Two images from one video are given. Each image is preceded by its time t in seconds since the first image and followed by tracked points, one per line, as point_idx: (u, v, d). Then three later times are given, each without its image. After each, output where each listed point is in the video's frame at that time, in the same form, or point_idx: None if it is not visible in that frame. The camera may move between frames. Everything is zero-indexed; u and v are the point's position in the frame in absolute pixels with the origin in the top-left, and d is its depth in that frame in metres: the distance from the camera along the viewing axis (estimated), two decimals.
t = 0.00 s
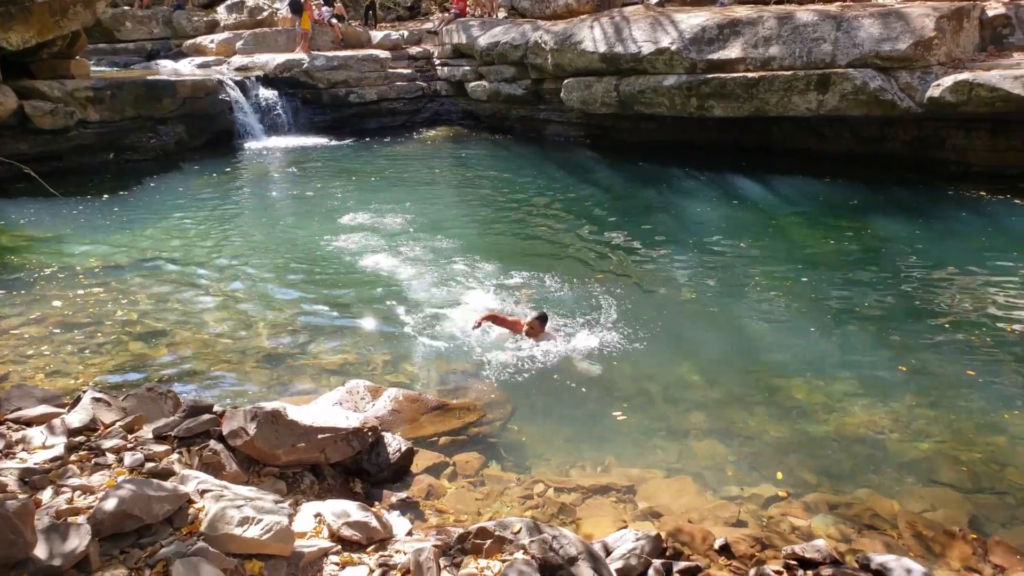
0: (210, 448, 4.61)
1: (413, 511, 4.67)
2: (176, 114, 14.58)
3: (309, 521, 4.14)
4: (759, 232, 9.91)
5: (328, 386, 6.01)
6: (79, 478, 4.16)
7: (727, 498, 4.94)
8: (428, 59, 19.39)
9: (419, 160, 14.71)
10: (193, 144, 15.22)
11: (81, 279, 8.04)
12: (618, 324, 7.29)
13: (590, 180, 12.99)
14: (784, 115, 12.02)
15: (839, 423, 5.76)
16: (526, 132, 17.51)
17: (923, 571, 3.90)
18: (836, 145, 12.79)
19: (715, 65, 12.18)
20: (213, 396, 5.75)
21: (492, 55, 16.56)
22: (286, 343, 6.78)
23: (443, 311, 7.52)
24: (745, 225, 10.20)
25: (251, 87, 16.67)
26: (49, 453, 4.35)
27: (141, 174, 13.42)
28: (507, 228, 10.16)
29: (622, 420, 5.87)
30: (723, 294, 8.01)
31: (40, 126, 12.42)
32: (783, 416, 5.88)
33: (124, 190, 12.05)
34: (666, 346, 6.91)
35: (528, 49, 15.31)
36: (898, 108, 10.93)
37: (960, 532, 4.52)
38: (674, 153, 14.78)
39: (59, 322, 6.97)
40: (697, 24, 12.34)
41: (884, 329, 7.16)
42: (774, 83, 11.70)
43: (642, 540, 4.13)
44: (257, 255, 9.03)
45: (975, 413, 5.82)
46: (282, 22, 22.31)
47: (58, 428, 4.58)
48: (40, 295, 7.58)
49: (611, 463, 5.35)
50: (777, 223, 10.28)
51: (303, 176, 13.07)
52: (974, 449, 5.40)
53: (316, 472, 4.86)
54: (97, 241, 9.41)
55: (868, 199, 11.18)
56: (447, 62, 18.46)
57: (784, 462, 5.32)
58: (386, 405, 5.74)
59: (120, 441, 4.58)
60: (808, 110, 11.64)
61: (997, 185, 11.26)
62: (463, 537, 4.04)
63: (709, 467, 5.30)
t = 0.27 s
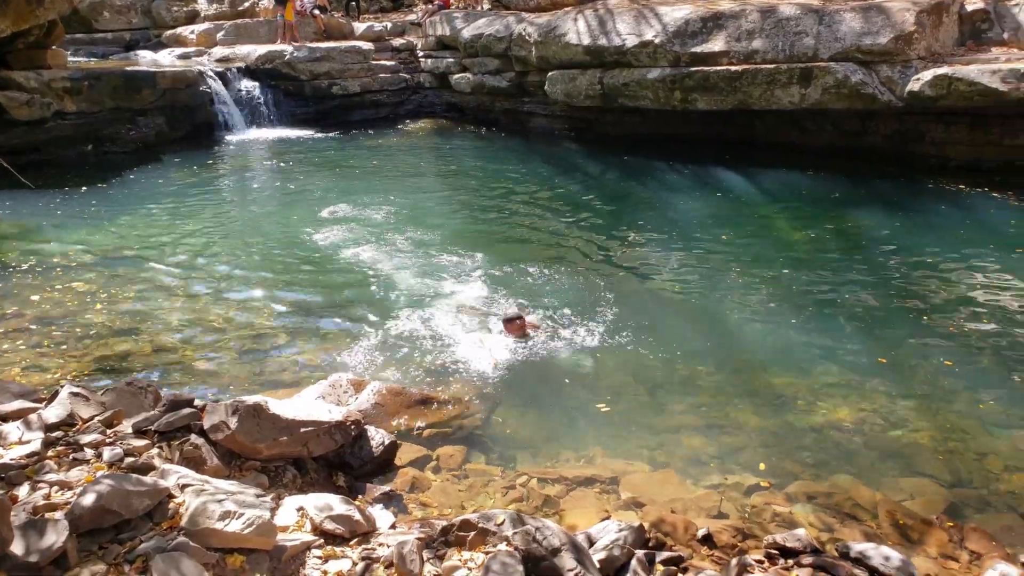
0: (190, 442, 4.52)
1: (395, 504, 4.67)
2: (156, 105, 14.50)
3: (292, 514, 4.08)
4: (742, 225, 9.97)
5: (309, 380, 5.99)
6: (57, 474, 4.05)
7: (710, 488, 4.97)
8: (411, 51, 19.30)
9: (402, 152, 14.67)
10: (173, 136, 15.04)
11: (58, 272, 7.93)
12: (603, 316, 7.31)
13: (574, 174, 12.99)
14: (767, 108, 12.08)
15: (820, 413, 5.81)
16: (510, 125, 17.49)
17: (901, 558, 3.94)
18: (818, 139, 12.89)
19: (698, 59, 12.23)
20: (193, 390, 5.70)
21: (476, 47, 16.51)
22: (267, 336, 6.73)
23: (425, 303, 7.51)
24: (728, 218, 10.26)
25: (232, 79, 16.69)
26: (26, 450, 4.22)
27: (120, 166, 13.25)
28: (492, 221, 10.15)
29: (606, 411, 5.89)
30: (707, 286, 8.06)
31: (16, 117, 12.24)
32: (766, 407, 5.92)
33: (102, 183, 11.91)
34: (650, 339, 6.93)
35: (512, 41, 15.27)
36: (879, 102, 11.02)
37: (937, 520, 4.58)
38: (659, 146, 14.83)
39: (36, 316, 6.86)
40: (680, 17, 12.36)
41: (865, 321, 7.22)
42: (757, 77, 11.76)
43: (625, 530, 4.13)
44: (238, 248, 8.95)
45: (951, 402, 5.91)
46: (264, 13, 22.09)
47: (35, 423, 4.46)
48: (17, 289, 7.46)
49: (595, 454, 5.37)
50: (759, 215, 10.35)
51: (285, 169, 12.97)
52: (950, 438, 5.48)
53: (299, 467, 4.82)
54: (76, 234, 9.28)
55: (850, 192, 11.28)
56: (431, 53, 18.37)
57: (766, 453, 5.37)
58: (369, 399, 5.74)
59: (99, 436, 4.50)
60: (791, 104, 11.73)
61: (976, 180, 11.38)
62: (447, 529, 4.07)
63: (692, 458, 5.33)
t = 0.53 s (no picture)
0: (171, 438, 4.51)
1: (379, 499, 4.66)
2: (136, 99, 14.34)
3: (274, 510, 4.07)
4: (725, 218, 10.02)
5: (291, 375, 5.96)
6: (35, 471, 4.02)
7: (692, 480, 5.00)
8: (393, 44, 19.25)
9: (385, 146, 14.63)
10: (154, 131, 14.88)
11: (36, 269, 7.84)
12: (586, 309, 7.34)
13: (558, 167, 13.00)
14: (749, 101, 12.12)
15: (800, 405, 5.87)
16: (494, 119, 17.49)
17: (879, 548, 3.99)
18: (800, 133, 12.97)
19: (680, 52, 12.28)
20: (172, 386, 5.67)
21: (458, 40, 16.49)
22: (246, 332, 6.70)
23: (407, 297, 7.52)
24: (711, 211, 10.31)
25: (212, 72, 16.59)
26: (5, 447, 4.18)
27: (99, 161, 13.11)
28: (475, 215, 10.14)
29: (588, 403, 5.92)
30: (689, 279, 8.10)
31: None
32: (748, 400, 5.97)
33: (80, 178, 11.79)
34: (632, 332, 6.96)
35: (494, 34, 15.25)
36: (860, 96, 11.10)
37: (916, 510, 4.63)
38: (642, 140, 14.87)
39: (13, 313, 6.78)
40: (663, 11, 12.40)
41: (846, 313, 7.29)
42: (739, 71, 11.80)
43: (607, 523, 4.15)
44: (218, 243, 8.90)
45: (929, 394, 5.97)
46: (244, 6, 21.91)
47: (12, 420, 4.42)
48: None
49: (577, 448, 5.40)
50: (742, 209, 10.41)
51: (266, 163, 12.89)
52: (929, 429, 5.53)
53: (281, 462, 4.80)
54: (53, 230, 9.17)
55: (832, 185, 11.36)
56: (413, 47, 18.34)
57: (747, 445, 5.41)
58: (351, 394, 5.68)
59: (77, 433, 4.46)
60: (772, 98, 11.76)
61: (954, 172, 11.46)
62: (429, 523, 4.00)
63: (674, 450, 5.37)
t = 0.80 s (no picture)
0: (154, 430, 4.46)
1: (363, 491, 4.65)
2: (118, 90, 14.23)
3: (258, 502, 4.07)
4: (710, 211, 10.07)
5: (278, 367, 5.95)
6: (16, 463, 3.99)
7: (676, 472, 5.04)
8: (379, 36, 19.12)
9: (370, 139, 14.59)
10: (137, 122, 14.78)
11: (17, 261, 7.77)
12: (572, 302, 7.36)
13: (545, 160, 13.00)
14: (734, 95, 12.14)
15: (783, 398, 5.91)
16: (480, 111, 17.49)
17: (860, 539, 4.02)
18: (786, 126, 13.03)
19: (666, 45, 12.31)
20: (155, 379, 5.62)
21: (444, 32, 16.45)
22: (227, 324, 6.67)
23: (390, 289, 7.52)
24: (696, 204, 10.35)
25: (196, 64, 16.50)
26: None
27: (81, 152, 12.98)
28: (461, 208, 10.13)
29: (574, 395, 5.95)
30: (674, 272, 8.13)
31: None
32: (732, 392, 6.01)
33: (62, 169, 11.68)
34: (618, 324, 6.99)
35: (480, 26, 15.22)
36: (845, 90, 11.15)
37: (897, 501, 4.68)
38: (629, 133, 14.89)
39: None
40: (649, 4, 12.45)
41: (830, 306, 7.34)
42: (725, 64, 11.83)
43: (591, 514, 4.16)
44: (201, 235, 8.86)
45: (910, 386, 6.03)
46: None
47: None
48: None
49: (562, 440, 5.42)
50: (727, 202, 10.46)
51: (250, 155, 12.82)
52: (910, 422, 5.58)
53: (264, 455, 4.79)
54: (35, 222, 9.09)
55: (817, 179, 11.43)
56: (398, 39, 18.26)
57: (731, 437, 5.45)
58: (336, 386, 5.66)
59: (59, 425, 4.42)
60: (758, 91, 11.78)
61: (938, 167, 11.52)
62: (414, 515, 4.03)
63: (658, 443, 5.40)
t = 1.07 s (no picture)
0: (146, 422, 4.47)
1: (356, 481, 4.66)
2: (107, 81, 14.15)
3: (250, 493, 4.06)
4: (701, 200, 10.07)
5: (268, 359, 5.95)
6: (8, 456, 4.00)
7: (668, 460, 5.06)
8: (368, 26, 18.95)
9: (362, 129, 14.56)
10: (127, 114, 14.67)
11: (6, 254, 7.73)
12: (566, 291, 7.36)
13: (537, 149, 12.99)
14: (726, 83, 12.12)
15: (774, 385, 5.93)
16: (471, 101, 17.49)
17: (852, 525, 4.02)
18: (778, 114, 13.00)
19: (657, 34, 12.36)
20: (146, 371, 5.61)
21: (433, 22, 16.38)
22: (217, 314, 6.68)
23: (381, 279, 7.52)
24: (688, 193, 10.35)
25: (185, 55, 16.51)
26: None
27: (71, 144, 12.91)
28: (453, 198, 10.12)
29: (566, 384, 5.96)
30: (666, 261, 8.14)
31: None
32: (723, 381, 6.03)
33: (51, 162, 11.62)
34: (611, 314, 6.99)
35: (470, 16, 15.17)
36: (836, 77, 11.13)
37: (888, 488, 4.71)
38: (620, 121, 14.89)
39: None
40: None
41: (823, 294, 7.36)
42: (716, 52, 11.81)
43: (584, 501, 4.16)
44: (192, 227, 8.84)
45: (900, 373, 6.05)
46: None
47: None
48: None
49: (555, 430, 5.44)
50: (718, 190, 10.46)
51: (241, 146, 12.77)
52: (900, 408, 5.61)
53: (257, 445, 4.78)
54: (24, 215, 9.04)
55: (809, 167, 11.43)
56: (389, 28, 18.21)
57: (722, 425, 5.47)
58: (328, 376, 5.67)
59: (51, 417, 4.42)
60: (749, 79, 11.75)
61: (929, 154, 11.52)
62: (406, 505, 4.00)
63: (651, 431, 5.42)
